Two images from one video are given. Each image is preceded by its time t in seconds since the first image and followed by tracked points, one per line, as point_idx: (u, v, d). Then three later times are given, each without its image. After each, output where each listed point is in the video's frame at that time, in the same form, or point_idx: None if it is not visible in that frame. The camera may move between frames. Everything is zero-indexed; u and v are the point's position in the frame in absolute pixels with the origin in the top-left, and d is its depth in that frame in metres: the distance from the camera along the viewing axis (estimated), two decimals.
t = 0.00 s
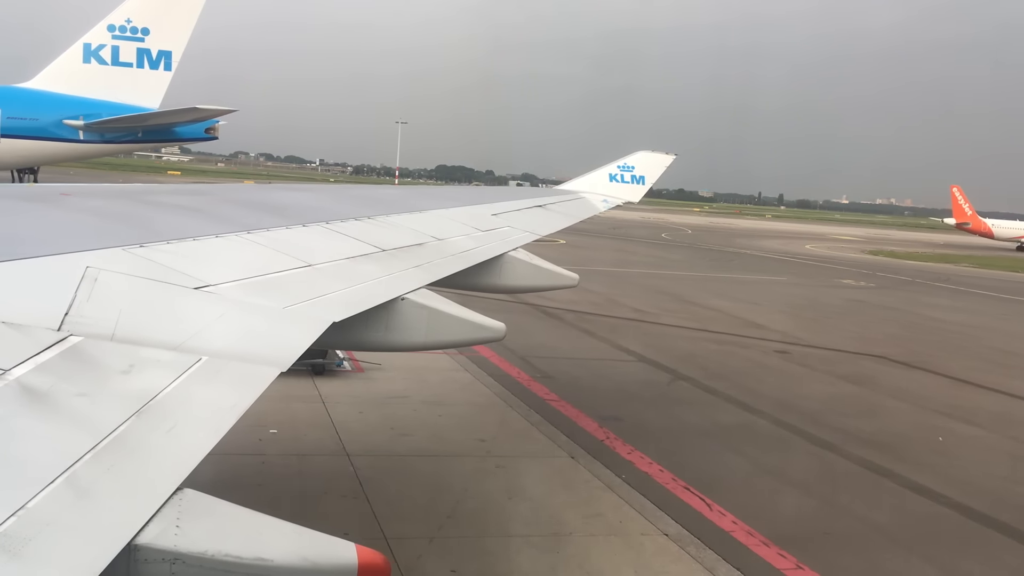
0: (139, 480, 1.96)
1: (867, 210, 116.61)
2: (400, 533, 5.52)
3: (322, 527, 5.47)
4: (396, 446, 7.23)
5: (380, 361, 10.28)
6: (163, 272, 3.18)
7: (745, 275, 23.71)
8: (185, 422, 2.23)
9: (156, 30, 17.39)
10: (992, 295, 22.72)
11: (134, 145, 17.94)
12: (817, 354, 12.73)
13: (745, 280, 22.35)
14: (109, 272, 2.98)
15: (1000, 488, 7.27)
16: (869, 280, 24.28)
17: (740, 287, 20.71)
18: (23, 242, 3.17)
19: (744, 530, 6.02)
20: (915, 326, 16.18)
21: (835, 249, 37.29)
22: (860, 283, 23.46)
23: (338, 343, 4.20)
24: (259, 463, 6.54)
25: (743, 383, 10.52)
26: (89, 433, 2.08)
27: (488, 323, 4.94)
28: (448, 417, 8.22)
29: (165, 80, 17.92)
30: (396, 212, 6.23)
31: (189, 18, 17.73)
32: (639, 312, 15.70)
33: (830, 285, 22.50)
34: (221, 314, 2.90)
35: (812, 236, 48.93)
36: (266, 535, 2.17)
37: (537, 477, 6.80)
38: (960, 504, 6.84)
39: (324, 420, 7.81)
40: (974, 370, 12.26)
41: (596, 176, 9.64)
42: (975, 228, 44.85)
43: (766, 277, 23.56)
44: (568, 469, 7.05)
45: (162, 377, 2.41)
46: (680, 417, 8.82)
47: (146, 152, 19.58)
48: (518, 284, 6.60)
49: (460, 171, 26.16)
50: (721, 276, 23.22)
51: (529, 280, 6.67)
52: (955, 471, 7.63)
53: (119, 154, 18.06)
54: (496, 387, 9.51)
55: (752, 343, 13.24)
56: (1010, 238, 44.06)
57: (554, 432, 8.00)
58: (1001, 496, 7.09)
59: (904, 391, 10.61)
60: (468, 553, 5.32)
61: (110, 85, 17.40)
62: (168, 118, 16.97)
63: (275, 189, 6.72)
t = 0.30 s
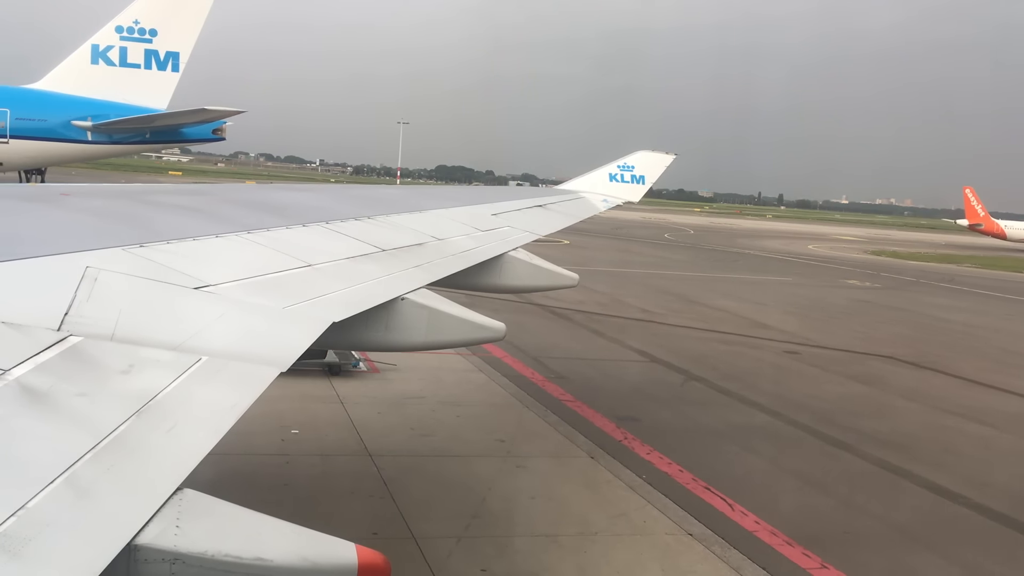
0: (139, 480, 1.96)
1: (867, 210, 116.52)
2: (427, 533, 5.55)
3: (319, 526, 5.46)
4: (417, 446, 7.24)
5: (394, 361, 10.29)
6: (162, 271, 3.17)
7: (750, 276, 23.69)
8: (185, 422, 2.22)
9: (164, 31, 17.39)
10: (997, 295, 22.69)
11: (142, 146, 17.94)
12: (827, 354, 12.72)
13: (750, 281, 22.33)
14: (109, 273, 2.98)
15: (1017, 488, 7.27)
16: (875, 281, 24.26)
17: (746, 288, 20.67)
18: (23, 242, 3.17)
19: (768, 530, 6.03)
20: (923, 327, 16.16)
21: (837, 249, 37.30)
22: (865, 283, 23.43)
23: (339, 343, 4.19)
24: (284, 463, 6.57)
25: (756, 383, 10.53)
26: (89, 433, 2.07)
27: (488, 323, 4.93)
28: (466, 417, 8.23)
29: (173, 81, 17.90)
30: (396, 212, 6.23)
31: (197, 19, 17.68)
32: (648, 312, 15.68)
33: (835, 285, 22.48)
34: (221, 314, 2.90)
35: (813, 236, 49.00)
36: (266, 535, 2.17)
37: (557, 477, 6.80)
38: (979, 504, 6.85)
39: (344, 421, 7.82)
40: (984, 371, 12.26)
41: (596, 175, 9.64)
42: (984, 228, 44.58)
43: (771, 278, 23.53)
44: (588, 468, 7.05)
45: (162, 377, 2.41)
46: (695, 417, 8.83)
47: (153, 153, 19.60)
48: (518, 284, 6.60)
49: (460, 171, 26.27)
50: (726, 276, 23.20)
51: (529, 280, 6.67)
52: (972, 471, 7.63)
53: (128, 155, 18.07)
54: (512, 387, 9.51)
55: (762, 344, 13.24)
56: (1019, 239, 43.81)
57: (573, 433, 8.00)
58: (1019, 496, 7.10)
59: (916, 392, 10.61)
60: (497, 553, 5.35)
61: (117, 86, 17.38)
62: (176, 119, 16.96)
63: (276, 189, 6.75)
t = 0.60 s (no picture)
0: (139, 480, 1.96)
1: (867, 210, 116.47)
2: (454, 533, 5.57)
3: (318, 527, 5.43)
4: (437, 446, 7.26)
5: (410, 363, 10.28)
6: (162, 272, 3.18)
7: (756, 277, 23.67)
8: (185, 422, 2.22)
9: (172, 32, 17.25)
10: (1003, 296, 22.65)
11: (149, 146, 17.95)
12: (838, 355, 12.72)
13: (757, 282, 22.29)
14: (109, 273, 2.98)
15: None
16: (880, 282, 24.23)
17: (753, 289, 20.64)
18: (23, 243, 3.18)
19: (791, 531, 6.04)
20: (931, 328, 16.14)
21: (839, 250, 37.31)
22: (871, 284, 23.40)
23: (339, 344, 4.19)
24: (309, 464, 6.59)
25: (768, 384, 10.53)
26: (89, 433, 2.07)
27: (488, 323, 4.93)
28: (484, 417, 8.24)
29: (181, 83, 17.78)
30: (395, 212, 6.24)
31: (205, 20, 17.57)
32: (656, 313, 15.67)
33: (841, 286, 22.46)
34: (221, 314, 2.91)
35: (815, 236, 48.99)
36: (266, 536, 2.18)
37: (577, 477, 6.80)
38: (997, 504, 6.86)
39: (365, 422, 7.82)
40: (995, 372, 12.25)
41: (596, 176, 9.63)
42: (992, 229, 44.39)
43: (777, 278, 23.51)
44: (608, 468, 7.06)
45: (161, 378, 2.41)
46: (710, 418, 8.83)
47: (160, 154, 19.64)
48: (518, 285, 6.60)
49: (460, 171, 26.36)
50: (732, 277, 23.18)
51: (529, 280, 6.67)
52: (988, 471, 7.64)
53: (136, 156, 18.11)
54: (527, 388, 9.51)
55: (771, 345, 13.24)
56: None
57: (591, 433, 8.01)
58: None
59: (928, 392, 10.61)
60: (525, 552, 5.37)
61: (126, 87, 17.39)
62: (184, 121, 16.94)
63: (277, 189, 6.78)
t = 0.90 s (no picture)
0: (138, 480, 1.96)
1: (866, 211, 116.50)
2: (481, 533, 5.58)
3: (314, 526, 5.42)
4: (457, 447, 7.27)
5: (425, 364, 10.28)
6: (162, 272, 3.18)
7: (761, 278, 23.65)
8: (185, 422, 2.23)
9: (179, 33, 17.25)
10: (1009, 298, 22.61)
11: (156, 149, 17.85)
12: (848, 356, 12.71)
13: (762, 283, 22.26)
14: (109, 274, 2.98)
15: None
16: (886, 283, 24.20)
17: (760, 290, 20.61)
18: (23, 243, 3.19)
19: (812, 531, 6.05)
20: (939, 329, 16.12)
21: (841, 252, 37.32)
22: (877, 286, 23.37)
23: (340, 345, 4.17)
24: (333, 465, 6.59)
25: (779, 385, 10.53)
26: (89, 434, 2.08)
27: (488, 324, 4.93)
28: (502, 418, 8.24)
29: (188, 85, 17.73)
30: (395, 213, 6.27)
31: (213, 22, 17.58)
32: (664, 314, 15.67)
33: (847, 287, 22.43)
34: (221, 315, 2.91)
35: (816, 237, 48.98)
36: (267, 536, 2.18)
37: (598, 477, 6.80)
38: (1015, 504, 6.86)
39: (385, 423, 7.81)
40: (1005, 373, 12.24)
41: (596, 176, 9.63)
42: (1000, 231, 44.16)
43: (782, 280, 23.49)
44: (627, 469, 7.07)
45: (161, 378, 2.41)
46: (725, 419, 8.83)
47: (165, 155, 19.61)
48: (517, 285, 6.59)
49: (460, 172, 26.44)
50: (737, 278, 23.15)
51: (529, 281, 6.68)
52: (1004, 472, 7.65)
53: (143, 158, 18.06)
54: (543, 390, 9.51)
55: (781, 346, 13.23)
56: None
57: (608, 434, 8.02)
58: None
59: (939, 393, 10.60)
60: (550, 553, 5.37)
61: (134, 89, 17.36)
62: (192, 123, 16.88)
63: (277, 190, 6.82)
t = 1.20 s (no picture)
0: (138, 480, 1.96)
1: (866, 212, 116.57)
2: (506, 533, 5.58)
3: (314, 526, 5.40)
4: (476, 448, 7.27)
5: (439, 365, 10.28)
6: (162, 272, 3.18)
7: (766, 279, 23.64)
8: (185, 423, 2.23)
9: (187, 35, 17.35)
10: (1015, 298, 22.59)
11: (164, 150, 17.84)
12: (858, 357, 12.71)
13: (767, 284, 22.25)
14: (109, 274, 2.98)
15: None
16: (891, 284, 24.18)
17: (765, 291, 20.61)
18: (23, 243, 3.19)
19: (835, 531, 6.05)
20: (947, 330, 16.10)
21: (844, 253, 37.26)
22: (882, 286, 23.36)
23: (340, 345, 4.16)
24: (355, 465, 6.60)
25: (791, 386, 10.51)
26: (89, 434, 2.08)
27: (488, 324, 4.93)
28: (519, 419, 8.24)
29: (196, 86, 17.78)
30: (395, 213, 6.28)
31: (221, 24, 17.62)
32: (672, 315, 15.66)
33: (852, 288, 22.42)
34: (221, 315, 2.91)
35: (818, 238, 48.99)
36: (267, 537, 2.18)
37: (618, 478, 6.80)
38: None
39: (404, 424, 7.80)
40: (1014, 374, 12.23)
41: (596, 176, 9.63)
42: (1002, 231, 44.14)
43: (787, 280, 23.48)
44: (647, 469, 7.07)
45: (161, 379, 2.41)
46: (740, 420, 8.83)
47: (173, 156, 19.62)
48: (516, 285, 6.58)
49: (461, 172, 26.51)
50: (742, 279, 23.15)
51: (529, 281, 6.67)
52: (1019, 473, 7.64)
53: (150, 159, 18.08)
54: (557, 391, 9.51)
55: (790, 347, 13.23)
56: None
57: (625, 435, 8.02)
58: None
59: (950, 394, 10.59)
60: (577, 553, 5.38)
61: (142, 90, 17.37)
62: (200, 124, 16.79)
63: (279, 190, 6.85)
